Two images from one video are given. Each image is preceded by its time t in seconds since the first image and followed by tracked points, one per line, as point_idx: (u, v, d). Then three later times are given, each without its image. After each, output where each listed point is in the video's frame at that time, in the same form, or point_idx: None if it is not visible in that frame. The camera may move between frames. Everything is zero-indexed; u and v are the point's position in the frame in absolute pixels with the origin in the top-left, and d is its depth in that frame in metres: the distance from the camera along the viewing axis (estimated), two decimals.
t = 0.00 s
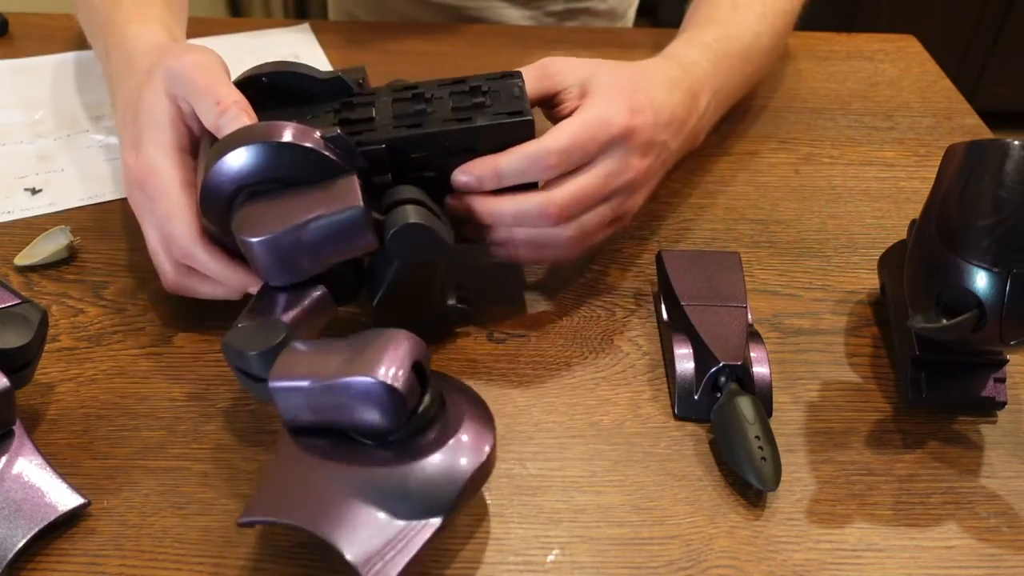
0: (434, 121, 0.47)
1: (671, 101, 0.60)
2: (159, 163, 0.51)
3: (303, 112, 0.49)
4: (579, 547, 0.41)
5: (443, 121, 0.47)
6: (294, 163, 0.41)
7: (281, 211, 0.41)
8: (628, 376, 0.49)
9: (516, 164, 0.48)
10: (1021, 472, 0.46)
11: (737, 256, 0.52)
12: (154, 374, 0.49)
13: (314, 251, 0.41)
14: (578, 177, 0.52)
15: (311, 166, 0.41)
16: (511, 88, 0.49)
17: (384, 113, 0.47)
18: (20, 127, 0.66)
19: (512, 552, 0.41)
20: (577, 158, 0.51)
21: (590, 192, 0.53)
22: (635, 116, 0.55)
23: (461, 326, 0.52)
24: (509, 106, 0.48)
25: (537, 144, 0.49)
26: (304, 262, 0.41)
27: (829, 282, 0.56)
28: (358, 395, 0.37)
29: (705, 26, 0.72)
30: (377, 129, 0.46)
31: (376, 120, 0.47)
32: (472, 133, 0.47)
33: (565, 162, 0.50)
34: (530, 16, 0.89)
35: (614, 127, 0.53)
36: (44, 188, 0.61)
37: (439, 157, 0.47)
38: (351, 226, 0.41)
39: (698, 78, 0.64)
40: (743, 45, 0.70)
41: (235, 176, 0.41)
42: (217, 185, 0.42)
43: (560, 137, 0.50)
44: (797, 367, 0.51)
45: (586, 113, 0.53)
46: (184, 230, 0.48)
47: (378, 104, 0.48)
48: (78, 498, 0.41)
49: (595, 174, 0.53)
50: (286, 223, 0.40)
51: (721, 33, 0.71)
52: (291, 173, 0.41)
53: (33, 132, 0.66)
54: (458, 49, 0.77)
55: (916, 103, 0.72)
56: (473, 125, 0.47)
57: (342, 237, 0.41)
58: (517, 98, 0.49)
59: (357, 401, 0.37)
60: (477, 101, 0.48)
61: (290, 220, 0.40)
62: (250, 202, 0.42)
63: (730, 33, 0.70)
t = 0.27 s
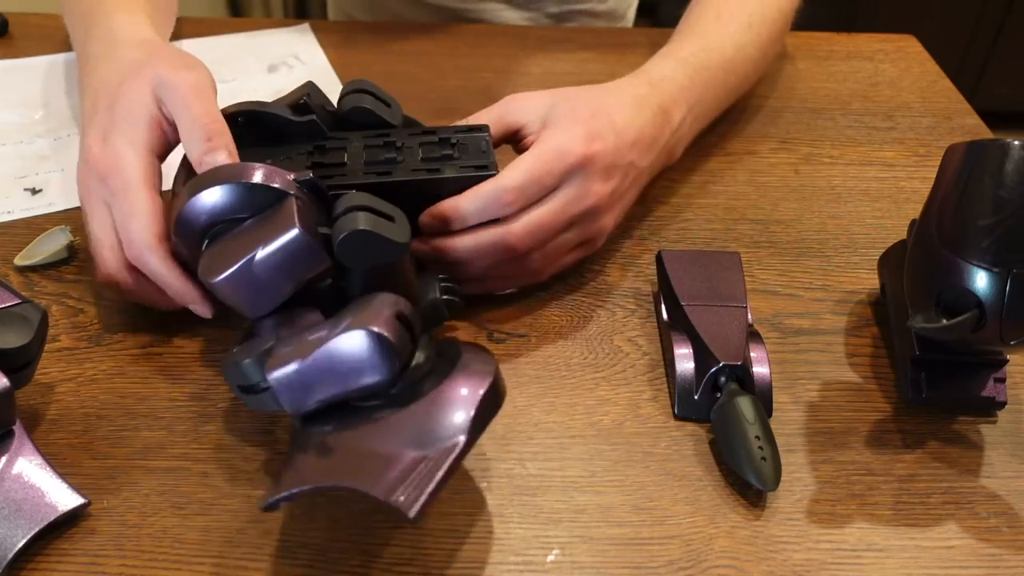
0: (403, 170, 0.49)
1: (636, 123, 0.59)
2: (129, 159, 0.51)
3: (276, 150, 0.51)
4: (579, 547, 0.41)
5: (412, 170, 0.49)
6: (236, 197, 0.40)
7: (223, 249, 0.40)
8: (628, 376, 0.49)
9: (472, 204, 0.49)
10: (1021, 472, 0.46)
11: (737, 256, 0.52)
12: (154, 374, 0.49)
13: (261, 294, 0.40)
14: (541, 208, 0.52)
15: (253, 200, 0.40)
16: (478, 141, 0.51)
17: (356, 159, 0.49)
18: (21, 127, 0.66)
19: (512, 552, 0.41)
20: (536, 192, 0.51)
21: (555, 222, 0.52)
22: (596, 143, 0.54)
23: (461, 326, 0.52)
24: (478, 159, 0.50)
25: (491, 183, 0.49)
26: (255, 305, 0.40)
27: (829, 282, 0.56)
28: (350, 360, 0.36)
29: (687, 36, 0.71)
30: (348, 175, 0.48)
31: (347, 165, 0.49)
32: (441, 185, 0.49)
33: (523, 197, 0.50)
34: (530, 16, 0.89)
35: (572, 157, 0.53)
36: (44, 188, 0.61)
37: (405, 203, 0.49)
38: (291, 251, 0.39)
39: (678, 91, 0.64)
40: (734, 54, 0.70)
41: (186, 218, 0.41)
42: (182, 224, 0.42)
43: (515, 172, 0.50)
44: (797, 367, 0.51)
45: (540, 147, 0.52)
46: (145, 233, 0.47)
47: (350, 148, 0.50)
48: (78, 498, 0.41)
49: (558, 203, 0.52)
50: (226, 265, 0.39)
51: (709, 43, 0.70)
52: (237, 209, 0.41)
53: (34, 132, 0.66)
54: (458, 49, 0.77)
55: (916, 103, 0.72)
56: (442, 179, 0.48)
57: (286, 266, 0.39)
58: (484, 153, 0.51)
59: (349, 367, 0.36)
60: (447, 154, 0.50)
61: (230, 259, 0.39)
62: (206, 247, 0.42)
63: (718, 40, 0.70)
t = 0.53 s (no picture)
0: (397, 174, 0.49)
1: (679, 97, 0.55)
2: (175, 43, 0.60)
3: (272, 152, 0.51)
4: (579, 548, 0.41)
5: (406, 174, 0.49)
6: (236, 200, 0.45)
7: (220, 248, 0.45)
8: (628, 376, 0.49)
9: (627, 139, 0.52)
10: (1021, 472, 0.46)
11: (737, 256, 0.52)
12: (154, 374, 0.49)
13: (255, 291, 0.44)
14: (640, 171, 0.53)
15: (252, 206, 0.45)
16: (473, 145, 0.52)
17: (351, 162, 0.50)
18: (20, 127, 0.66)
19: (512, 552, 0.41)
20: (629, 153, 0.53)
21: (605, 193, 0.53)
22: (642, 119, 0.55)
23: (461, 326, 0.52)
24: (472, 163, 0.51)
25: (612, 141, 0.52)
26: (244, 301, 0.45)
27: (829, 282, 0.56)
28: (366, 343, 0.39)
29: None
30: (343, 178, 0.49)
31: (341, 168, 0.50)
32: (435, 188, 0.49)
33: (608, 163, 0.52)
34: (529, 16, 0.89)
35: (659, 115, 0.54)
36: (44, 188, 0.61)
37: (398, 207, 0.50)
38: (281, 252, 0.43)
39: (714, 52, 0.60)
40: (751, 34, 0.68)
41: (190, 220, 0.46)
42: (177, 226, 0.47)
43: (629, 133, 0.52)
44: (797, 367, 0.51)
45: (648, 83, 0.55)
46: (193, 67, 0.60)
47: (345, 151, 0.51)
48: (78, 498, 0.41)
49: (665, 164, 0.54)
50: (225, 264, 0.44)
51: None
52: (237, 213, 0.46)
53: (33, 132, 0.66)
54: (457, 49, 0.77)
55: (916, 103, 0.72)
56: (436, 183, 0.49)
57: (274, 267, 0.44)
58: (479, 157, 0.51)
59: (364, 350, 0.40)
60: (442, 158, 0.50)
61: (225, 257, 0.44)
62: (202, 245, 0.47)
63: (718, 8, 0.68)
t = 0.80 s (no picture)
0: (398, 174, 0.49)
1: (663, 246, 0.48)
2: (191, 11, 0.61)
3: (273, 152, 0.51)
4: (579, 547, 0.41)
5: (406, 174, 0.50)
6: (236, 200, 0.45)
7: (220, 249, 0.45)
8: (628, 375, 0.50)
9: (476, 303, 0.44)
10: (1020, 473, 0.46)
11: (737, 257, 0.52)
12: (154, 374, 0.49)
13: (255, 291, 0.45)
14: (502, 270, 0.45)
15: (252, 206, 0.46)
16: (473, 145, 0.52)
17: (352, 162, 0.50)
18: (21, 127, 0.66)
19: (512, 552, 0.41)
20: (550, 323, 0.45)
21: (548, 304, 0.46)
22: (572, 217, 0.46)
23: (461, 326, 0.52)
24: (473, 163, 0.51)
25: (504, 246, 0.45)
26: (245, 302, 0.45)
27: (828, 282, 0.56)
28: (367, 342, 0.41)
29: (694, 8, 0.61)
30: (344, 178, 0.49)
31: (342, 168, 0.50)
32: (435, 188, 0.49)
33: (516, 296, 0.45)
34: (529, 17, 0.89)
35: (591, 212, 0.46)
36: (45, 188, 0.61)
37: (398, 207, 0.50)
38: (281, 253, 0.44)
39: (685, 111, 0.54)
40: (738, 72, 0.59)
41: (190, 221, 0.47)
42: (177, 226, 0.47)
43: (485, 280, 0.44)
44: (797, 367, 0.51)
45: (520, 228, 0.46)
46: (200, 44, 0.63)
47: (345, 151, 0.51)
48: (78, 498, 0.41)
49: (594, 306, 0.44)
50: (225, 265, 0.44)
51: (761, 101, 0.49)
52: (237, 214, 0.46)
53: (34, 132, 0.66)
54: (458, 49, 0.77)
55: (916, 103, 0.72)
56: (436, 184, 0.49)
57: (274, 266, 0.44)
58: (479, 157, 0.51)
59: (365, 350, 0.41)
60: (442, 158, 0.51)
61: (226, 257, 0.44)
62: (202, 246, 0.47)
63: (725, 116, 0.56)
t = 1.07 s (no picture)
0: (398, 174, 0.50)
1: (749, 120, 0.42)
2: None
3: (273, 152, 0.51)
4: (580, 547, 0.41)
5: (406, 174, 0.50)
6: (238, 201, 0.46)
7: (223, 250, 0.45)
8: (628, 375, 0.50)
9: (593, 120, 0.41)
10: (1020, 472, 0.46)
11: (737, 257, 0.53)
12: (155, 374, 0.49)
13: (257, 290, 0.45)
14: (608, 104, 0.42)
15: (253, 207, 0.46)
16: (473, 145, 0.52)
17: (352, 162, 0.50)
18: (21, 127, 0.66)
19: (513, 551, 0.41)
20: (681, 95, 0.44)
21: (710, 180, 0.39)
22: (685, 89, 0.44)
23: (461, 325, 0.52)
24: (473, 163, 0.51)
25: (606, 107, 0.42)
26: (247, 301, 0.46)
27: (828, 282, 0.56)
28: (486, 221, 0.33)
29: None
30: (344, 178, 0.49)
31: (342, 168, 0.50)
32: (435, 189, 0.50)
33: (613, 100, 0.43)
34: (530, 17, 0.89)
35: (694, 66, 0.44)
36: (45, 188, 0.61)
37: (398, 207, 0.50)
38: (284, 253, 0.44)
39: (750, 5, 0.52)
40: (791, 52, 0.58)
41: (191, 222, 0.46)
42: (177, 226, 0.47)
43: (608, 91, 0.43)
44: (797, 367, 0.51)
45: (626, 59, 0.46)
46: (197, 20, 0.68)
47: (345, 152, 0.51)
48: (79, 498, 0.41)
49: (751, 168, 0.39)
50: (228, 265, 0.45)
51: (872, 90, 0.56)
52: (238, 214, 0.46)
53: (34, 132, 0.66)
54: (458, 49, 0.77)
55: (916, 104, 0.73)
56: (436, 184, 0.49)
57: (276, 266, 0.45)
58: (479, 158, 0.51)
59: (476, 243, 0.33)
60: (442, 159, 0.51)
61: (229, 258, 0.45)
62: (202, 247, 0.47)
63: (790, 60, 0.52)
